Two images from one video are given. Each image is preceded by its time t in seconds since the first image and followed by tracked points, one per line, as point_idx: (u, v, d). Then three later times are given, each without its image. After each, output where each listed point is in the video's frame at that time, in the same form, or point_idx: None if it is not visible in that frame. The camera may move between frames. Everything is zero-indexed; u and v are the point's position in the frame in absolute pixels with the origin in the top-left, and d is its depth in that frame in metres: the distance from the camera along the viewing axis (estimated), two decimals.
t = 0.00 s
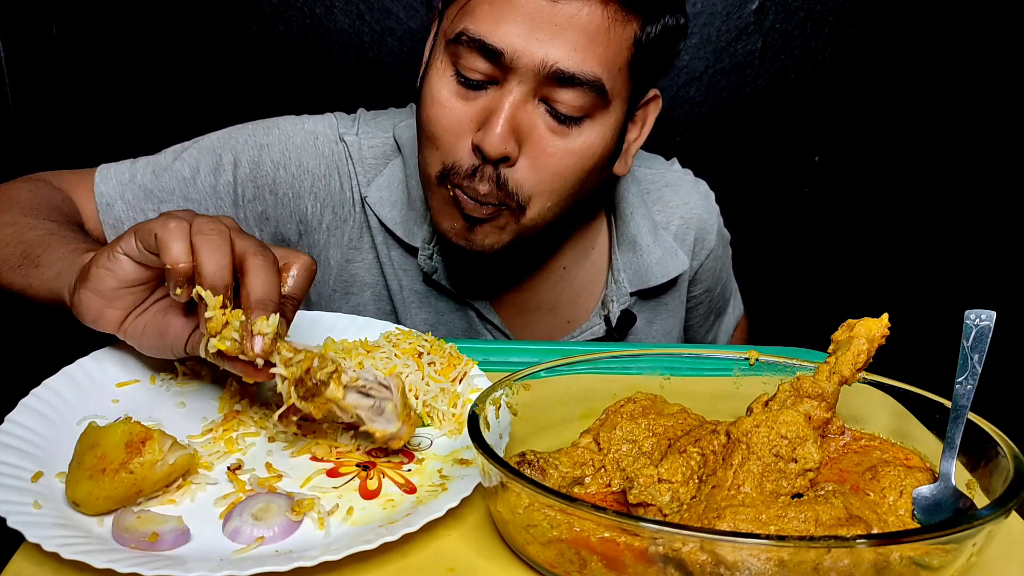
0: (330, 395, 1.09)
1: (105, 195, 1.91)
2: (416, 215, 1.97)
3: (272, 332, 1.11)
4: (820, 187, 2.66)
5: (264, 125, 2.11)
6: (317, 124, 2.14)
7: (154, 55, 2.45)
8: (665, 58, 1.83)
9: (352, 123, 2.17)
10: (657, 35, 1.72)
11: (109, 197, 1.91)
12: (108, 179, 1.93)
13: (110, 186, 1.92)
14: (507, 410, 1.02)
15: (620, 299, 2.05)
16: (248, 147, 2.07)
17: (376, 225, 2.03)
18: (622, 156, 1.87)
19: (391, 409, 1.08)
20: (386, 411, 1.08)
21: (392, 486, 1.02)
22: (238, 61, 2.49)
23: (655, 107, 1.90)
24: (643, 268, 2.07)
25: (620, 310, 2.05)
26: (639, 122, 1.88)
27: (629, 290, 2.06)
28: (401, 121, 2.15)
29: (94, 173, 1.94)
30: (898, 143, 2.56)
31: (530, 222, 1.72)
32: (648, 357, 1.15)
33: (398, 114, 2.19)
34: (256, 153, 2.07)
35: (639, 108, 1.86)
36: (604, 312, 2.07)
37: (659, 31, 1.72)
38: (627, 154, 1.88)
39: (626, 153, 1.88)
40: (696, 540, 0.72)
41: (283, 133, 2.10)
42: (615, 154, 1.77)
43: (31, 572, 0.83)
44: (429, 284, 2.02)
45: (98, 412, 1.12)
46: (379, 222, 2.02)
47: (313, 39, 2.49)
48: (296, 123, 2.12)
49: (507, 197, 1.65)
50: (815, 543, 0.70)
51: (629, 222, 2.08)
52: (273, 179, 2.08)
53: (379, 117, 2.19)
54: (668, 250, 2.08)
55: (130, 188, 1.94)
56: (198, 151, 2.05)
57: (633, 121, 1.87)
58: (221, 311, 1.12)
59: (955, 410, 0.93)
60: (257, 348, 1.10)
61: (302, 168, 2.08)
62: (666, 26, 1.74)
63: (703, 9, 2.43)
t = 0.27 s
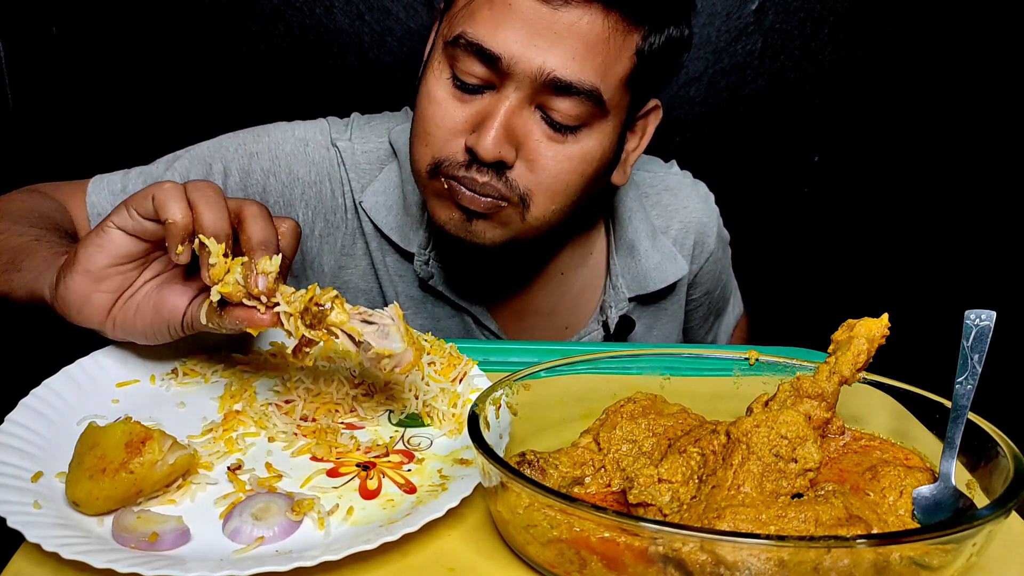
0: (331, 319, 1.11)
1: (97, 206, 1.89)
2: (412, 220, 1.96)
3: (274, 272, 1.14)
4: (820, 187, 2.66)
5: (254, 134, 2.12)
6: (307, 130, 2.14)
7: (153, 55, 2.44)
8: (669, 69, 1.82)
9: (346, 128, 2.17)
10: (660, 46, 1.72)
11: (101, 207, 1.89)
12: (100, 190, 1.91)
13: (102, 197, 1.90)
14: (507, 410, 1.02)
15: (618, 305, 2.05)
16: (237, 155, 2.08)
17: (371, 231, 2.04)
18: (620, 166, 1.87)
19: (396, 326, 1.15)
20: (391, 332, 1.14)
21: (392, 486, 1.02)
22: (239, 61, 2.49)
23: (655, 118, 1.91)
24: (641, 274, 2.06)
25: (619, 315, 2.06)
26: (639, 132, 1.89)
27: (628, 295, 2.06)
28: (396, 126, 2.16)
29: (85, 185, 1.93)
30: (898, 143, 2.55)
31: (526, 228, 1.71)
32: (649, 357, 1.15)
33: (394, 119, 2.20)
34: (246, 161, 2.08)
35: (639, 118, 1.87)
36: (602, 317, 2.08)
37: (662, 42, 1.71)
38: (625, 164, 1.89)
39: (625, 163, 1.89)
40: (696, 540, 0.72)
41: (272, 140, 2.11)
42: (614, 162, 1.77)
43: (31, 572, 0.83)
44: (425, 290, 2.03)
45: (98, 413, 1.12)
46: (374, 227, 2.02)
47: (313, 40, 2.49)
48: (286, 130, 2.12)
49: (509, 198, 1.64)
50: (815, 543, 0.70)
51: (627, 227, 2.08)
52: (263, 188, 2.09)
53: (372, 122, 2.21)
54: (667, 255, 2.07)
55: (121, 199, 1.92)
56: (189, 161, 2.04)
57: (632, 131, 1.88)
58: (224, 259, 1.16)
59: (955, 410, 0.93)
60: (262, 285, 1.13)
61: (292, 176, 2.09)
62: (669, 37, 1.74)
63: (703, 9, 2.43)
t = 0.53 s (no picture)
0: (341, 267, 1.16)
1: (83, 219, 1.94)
2: (400, 231, 2.03)
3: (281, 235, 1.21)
4: (820, 187, 2.65)
5: (241, 145, 2.17)
6: (294, 141, 2.19)
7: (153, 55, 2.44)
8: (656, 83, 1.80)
9: (334, 137, 2.21)
10: (643, 63, 1.69)
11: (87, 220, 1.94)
12: (86, 203, 1.96)
13: (88, 210, 1.95)
14: (507, 409, 1.02)
15: (613, 316, 2.13)
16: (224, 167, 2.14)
17: (360, 240, 2.12)
18: (609, 183, 1.87)
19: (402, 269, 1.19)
20: (399, 275, 1.18)
21: (392, 487, 1.02)
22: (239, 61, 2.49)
23: (646, 136, 1.90)
24: (636, 284, 2.10)
25: (614, 325, 2.14)
26: (628, 150, 1.89)
27: (622, 306, 2.13)
28: (384, 134, 2.18)
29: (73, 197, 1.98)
30: (898, 143, 2.55)
31: (507, 248, 1.75)
32: (649, 357, 1.15)
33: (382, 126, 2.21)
34: (232, 173, 2.15)
35: (628, 136, 1.87)
36: (598, 327, 2.15)
37: (647, 59, 1.69)
38: (613, 182, 1.88)
39: (614, 181, 1.88)
40: (696, 540, 0.72)
41: (258, 152, 2.15)
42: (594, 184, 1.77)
43: (31, 572, 0.83)
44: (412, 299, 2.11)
45: (97, 413, 1.12)
46: (363, 237, 2.10)
47: (313, 40, 2.47)
48: (272, 141, 2.17)
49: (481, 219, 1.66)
50: (815, 543, 0.70)
51: (622, 237, 2.10)
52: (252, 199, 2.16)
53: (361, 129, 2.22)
54: (662, 266, 2.10)
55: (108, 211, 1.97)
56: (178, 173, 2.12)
57: (622, 149, 1.88)
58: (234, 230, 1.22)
59: (955, 410, 0.93)
60: (272, 247, 1.19)
61: (280, 188, 2.15)
62: (654, 54, 1.71)
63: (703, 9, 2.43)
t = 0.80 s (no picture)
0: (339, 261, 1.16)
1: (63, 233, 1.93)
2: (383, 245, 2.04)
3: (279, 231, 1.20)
4: (820, 187, 2.65)
5: (223, 157, 2.19)
6: (277, 153, 2.21)
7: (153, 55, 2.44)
8: (640, 103, 1.79)
9: (318, 148, 2.21)
10: (624, 82, 1.67)
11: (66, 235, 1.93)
12: (68, 218, 1.95)
13: (69, 224, 1.94)
14: (507, 410, 1.02)
15: (604, 325, 2.20)
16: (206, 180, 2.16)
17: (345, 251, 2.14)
18: (590, 205, 1.87)
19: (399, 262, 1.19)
20: (394, 266, 1.18)
21: (392, 487, 1.02)
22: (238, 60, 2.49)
23: (630, 154, 1.86)
24: (626, 293, 2.18)
25: (606, 335, 2.21)
26: (612, 169, 1.86)
27: (614, 315, 2.20)
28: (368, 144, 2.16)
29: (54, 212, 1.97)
30: (898, 143, 2.55)
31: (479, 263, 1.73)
32: (649, 357, 1.15)
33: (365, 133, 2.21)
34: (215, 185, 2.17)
35: (610, 156, 1.84)
36: (590, 336, 2.23)
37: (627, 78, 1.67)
38: (593, 203, 1.87)
39: (593, 202, 1.87)
40: (696, 540, 0.72)
41: (240, 164, 2.18)
42: (569, 203, 1.77)
43: (31, 572, 0.83)
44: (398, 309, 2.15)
45: (96, 413, 1.12)
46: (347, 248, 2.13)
47: (313, 40, 2.36)
48: (254, 152, 2.19)
49: (448, 235, 1.65)
50: (815, 543, 0.70)
51: (611, 247, 2.18)
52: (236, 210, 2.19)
53: (346, 139, 2.21)
54: (653, 275, 2.18)
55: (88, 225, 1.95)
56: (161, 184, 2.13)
57: (605, 168, 1.86)
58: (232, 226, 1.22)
59: (955, 410, 0.93)
60: (273, 242, 1.18)
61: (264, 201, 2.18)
62: (636, 73, 1.68)
63: (702, 9, 2.43)
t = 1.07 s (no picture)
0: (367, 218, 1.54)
1: (53, 239, 1.99)
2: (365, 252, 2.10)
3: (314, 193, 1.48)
4: (820, 187, 2.63)
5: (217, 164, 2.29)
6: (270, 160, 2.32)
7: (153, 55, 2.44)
8: (625, 114, 1.79)
9: (308, 152, 2.30)
10: (609, 91, 1.67)
11: (56, 241, 1.98)
12: (57, 224, 2.01)
13: (58, 231, 2.00)
14: (507, 409, 1.02)
15: (598, 328, 2.23)
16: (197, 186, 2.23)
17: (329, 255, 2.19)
18: (570, 216, 1.88)
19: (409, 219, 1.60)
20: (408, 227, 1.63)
21: (392, 487, 1.02)
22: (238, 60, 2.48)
23: (617, 168, 1.88)
24: (620, 297, 2.21)
25: (599, 337, 2.23)
26: (597, 182, 1.88)
27: (607, 319, 2.23)
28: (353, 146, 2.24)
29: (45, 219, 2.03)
30: (898, 143, 2.54)
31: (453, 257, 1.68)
32: (649, 357, 1.15)
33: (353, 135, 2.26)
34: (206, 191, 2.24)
35: (597, 169, 1.86)
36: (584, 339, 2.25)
37: (613, 87, 1.67)
38: (576, 214, 1.89)
39: (576, 214, 1.89)
40: (696, 540, 0.72)
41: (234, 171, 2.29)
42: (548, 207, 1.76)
43: (31, 572, 0.83)
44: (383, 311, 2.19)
45: (96, 413, 1.12)
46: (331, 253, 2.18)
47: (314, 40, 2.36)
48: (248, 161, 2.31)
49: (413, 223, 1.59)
50: (815, 543, 0.70)
51: (604, 250, 2.20)
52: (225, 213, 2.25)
53: (335, 143, 2.30)
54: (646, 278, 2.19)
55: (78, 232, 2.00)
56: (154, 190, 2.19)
57: (590, 181, 1.87)
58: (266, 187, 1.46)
59: (955, 410, 0.93)
60: (310, 201, 1.46)
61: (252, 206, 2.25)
62: (621, 84, 1.68)
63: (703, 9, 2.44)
